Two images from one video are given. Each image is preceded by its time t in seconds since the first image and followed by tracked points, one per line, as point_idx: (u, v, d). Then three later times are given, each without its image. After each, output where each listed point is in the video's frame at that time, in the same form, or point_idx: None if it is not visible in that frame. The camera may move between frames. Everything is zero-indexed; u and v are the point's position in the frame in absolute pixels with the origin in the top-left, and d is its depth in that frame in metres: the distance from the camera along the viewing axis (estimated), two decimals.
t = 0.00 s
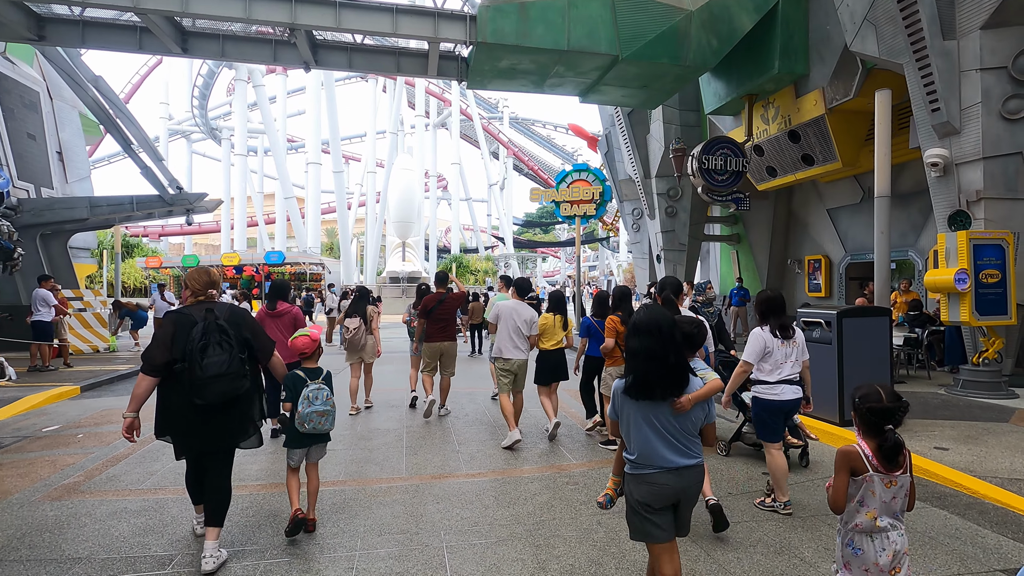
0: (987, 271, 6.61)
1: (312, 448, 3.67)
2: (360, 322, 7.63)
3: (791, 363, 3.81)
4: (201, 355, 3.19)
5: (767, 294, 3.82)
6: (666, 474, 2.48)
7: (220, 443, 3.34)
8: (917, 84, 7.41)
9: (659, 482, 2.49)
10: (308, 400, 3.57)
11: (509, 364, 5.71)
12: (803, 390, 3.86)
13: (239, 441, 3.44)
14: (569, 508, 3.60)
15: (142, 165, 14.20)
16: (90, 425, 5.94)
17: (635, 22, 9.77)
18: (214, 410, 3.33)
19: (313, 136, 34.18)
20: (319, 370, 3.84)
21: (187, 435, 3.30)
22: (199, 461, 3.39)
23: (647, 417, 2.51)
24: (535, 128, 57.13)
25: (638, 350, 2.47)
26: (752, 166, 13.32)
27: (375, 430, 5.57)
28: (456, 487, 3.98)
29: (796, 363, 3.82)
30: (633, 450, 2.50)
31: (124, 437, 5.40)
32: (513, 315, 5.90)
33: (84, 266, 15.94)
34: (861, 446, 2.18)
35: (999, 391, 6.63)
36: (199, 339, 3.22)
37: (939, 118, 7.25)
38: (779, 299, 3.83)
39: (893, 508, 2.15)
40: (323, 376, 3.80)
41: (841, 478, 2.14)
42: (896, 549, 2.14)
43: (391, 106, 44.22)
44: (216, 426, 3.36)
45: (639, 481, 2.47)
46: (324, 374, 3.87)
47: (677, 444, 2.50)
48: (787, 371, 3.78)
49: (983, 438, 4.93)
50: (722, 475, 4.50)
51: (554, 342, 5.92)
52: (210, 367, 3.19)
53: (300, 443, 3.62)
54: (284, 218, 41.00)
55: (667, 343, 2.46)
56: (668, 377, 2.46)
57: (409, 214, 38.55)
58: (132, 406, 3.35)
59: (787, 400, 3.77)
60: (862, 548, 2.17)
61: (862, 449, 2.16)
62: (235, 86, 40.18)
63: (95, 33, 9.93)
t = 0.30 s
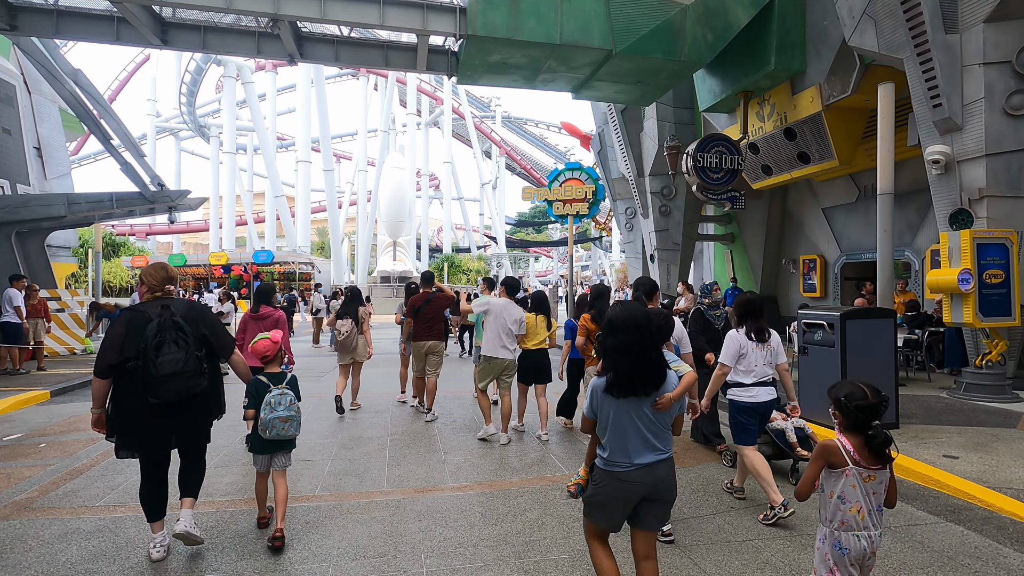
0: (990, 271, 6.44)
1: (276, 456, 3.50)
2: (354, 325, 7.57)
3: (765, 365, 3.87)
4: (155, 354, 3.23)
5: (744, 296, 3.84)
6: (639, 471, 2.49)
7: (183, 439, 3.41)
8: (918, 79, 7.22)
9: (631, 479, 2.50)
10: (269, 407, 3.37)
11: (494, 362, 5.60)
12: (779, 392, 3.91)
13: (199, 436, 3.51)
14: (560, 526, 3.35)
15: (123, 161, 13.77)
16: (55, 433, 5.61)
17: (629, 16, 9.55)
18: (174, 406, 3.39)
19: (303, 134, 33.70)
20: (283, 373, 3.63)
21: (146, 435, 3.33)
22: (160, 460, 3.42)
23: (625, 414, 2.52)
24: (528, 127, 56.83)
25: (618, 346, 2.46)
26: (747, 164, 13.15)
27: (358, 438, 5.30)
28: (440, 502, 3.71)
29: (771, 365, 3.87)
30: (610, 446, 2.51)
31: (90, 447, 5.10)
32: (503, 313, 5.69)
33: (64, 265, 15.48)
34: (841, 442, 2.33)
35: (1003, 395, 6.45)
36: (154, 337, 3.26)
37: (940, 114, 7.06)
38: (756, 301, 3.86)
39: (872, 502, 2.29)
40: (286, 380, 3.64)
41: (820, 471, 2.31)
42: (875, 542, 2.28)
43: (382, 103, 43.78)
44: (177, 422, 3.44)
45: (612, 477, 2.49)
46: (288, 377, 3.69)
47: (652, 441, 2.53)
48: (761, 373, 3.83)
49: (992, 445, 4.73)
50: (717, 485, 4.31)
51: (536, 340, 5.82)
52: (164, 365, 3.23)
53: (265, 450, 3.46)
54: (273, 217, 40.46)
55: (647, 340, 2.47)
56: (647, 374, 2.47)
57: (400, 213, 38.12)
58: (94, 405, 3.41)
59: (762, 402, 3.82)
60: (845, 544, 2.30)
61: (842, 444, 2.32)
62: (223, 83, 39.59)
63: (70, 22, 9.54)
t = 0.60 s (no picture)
0: (1002, 266, 6.21)
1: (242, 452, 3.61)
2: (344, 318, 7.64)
3: (750, 357, 3.98)
4: (122, 352, 3.03)
5: (732, 290, 3.97)
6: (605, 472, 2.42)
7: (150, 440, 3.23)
8: (926, 68, 6.99)
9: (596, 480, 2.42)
10: (234, 404, 3.46)
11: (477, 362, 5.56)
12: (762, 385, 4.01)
13: (169, 433, 3.36)
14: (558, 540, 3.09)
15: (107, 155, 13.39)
16: (24, 437, 5.31)
17: (627, 5, 9.28)
18: (140, 405, 3.20)
19: (296, 130, 33.28)
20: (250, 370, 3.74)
21: (108, 434, 3.11)
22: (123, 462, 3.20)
23: (592, 414, 2.42)
24: (523, 124, 56.51)
25: (584, 344, 2.35)
26: (746, 159, 12.92)
27: (344, 441, 5.02)
28: (428, 514, 3.44)
29: (755, 358, 3.98)
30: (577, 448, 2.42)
31: (58, 452, 4.80)
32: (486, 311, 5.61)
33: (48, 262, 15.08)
34: (823, 436, 2.43)
35: (1014, 395, 6.24)
36: (124, 334, 3.07)
37: (949, 105, 6.84)
38: (743, 296, 4.01)
39: (850, 495, 2.40)
40: (252, 377, 3.71)
41: (799, 463, 2.42)
42: (855, 535, 2.37)
43: (376, 99, 43.35)
44: (144, 421, 3.25)
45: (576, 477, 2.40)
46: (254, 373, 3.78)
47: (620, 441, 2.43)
48: (745, 364, 3.93)
49: (1009, 448, 4.51)
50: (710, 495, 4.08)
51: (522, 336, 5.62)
52: (132, 363, 3.02)
53: (229, 446, 3.54)
54: (266, 214, 40.00)
55: (614, 338, 2.37)
56: (613, 374, 2.37)
57: (395, 210, 37.74)
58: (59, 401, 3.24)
59: (743, 394, 3.93)
60: (827, 537, 2.40)
61: (824, 439, 2.41)
62: (215, 78, 39.05)
63: (47, 9, 9.18)
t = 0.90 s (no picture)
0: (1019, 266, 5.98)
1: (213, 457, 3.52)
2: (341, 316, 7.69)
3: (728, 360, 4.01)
4: (105, 347, 3.13)
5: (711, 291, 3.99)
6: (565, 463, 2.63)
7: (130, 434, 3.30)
8: (939, 60, 6.74)
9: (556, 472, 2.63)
10: (211, 404, 3.40)
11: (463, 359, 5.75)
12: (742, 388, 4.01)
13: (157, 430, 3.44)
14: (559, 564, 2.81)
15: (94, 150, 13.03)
16: None
17: None
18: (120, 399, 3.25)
19: (291, 128, 32.88)
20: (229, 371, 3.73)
21: (94, 427, 3.25)
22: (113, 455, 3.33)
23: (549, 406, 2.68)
24: (521, 122, 56.11)
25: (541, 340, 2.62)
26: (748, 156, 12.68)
27: (331, 447, 4.73)
28: (417, 532, 3.17)
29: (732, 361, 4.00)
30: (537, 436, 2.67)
31: (26, 461, 4.51)
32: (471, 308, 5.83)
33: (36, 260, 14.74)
34: (811, 438, 2.46)
35: None
36: (107, 329, 3.18)
37: (962, 98, 6.60)
38: (721, 298, 4.04)
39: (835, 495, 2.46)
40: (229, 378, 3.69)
41: (788, 467, 2.41)
42: (840, 535, 2.43)
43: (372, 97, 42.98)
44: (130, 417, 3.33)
45: (538, 471, 2.61)
46: (231, 374, 3.74)
47: (577, 433, 2.65)
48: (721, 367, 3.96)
49: None
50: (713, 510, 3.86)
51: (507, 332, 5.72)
52: (113, 358, 3.13)
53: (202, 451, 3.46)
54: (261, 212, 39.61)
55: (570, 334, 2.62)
56: (565, 367, 2.62)
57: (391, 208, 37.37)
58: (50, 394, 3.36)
59: (720, 396, 3.96)
60: (811, 538, 2.44)
61: (813, 441, 2.44)
62: (209, 75, 38.61)
63: None
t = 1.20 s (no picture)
0: None
1: (196, 452, 3.53)
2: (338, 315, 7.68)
3: (713, 356, 4.03)
4: (81, 343, 3.12)
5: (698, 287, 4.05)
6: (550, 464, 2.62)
7: (108, 431, 3.28)
8: (954, 49, 6.48)
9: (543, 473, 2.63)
10: (190, 397, 3.47)
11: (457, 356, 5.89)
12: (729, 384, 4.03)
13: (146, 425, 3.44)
14: None
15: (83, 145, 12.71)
16: None
17: None
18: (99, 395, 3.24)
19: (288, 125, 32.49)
20: (211, 365, 3.77)
21: (74, 424, 3.24)
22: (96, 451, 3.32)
23: (531, 408, 2.68)
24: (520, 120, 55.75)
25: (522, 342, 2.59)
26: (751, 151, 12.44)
27: (319, 453, 4.46)
28: (407, 550, 2.91)
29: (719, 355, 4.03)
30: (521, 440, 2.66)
31: None
32: (459, 307, 6.06)
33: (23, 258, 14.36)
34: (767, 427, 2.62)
35: None
36: (84, 324, 3.18)
37: (978, 88, 6.34)
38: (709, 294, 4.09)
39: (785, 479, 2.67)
40: (211, 372, 3.72)
41: (743, 456, 2.59)
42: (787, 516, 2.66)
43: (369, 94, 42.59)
44: (110, 413, 3.31)
45: (522, 473, 2.62)
46: (214, 368, 3.80)
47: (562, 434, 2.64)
48: (708, 363, 4.00)
49: None
50: (720, 526, 3.61)
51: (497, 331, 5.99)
52: (89, 355, 3.12)
53: (187, 445, 3.49)
54: (257, 209, 39.22)
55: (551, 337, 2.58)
56: (546, 370, 2.60)
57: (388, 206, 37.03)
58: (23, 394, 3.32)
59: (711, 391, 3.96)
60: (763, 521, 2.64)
61: (769, 430, 2.60)
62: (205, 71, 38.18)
63: None
